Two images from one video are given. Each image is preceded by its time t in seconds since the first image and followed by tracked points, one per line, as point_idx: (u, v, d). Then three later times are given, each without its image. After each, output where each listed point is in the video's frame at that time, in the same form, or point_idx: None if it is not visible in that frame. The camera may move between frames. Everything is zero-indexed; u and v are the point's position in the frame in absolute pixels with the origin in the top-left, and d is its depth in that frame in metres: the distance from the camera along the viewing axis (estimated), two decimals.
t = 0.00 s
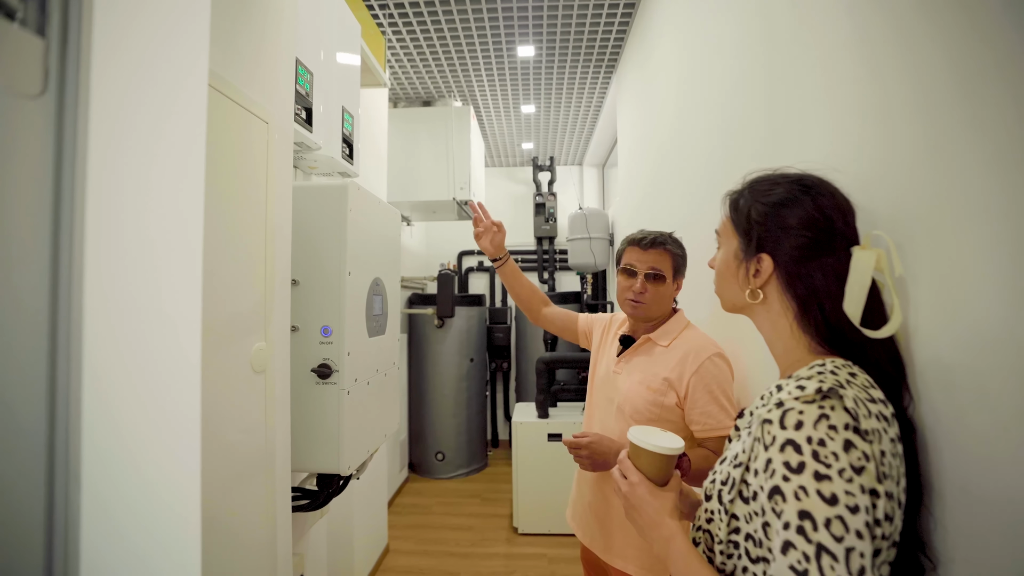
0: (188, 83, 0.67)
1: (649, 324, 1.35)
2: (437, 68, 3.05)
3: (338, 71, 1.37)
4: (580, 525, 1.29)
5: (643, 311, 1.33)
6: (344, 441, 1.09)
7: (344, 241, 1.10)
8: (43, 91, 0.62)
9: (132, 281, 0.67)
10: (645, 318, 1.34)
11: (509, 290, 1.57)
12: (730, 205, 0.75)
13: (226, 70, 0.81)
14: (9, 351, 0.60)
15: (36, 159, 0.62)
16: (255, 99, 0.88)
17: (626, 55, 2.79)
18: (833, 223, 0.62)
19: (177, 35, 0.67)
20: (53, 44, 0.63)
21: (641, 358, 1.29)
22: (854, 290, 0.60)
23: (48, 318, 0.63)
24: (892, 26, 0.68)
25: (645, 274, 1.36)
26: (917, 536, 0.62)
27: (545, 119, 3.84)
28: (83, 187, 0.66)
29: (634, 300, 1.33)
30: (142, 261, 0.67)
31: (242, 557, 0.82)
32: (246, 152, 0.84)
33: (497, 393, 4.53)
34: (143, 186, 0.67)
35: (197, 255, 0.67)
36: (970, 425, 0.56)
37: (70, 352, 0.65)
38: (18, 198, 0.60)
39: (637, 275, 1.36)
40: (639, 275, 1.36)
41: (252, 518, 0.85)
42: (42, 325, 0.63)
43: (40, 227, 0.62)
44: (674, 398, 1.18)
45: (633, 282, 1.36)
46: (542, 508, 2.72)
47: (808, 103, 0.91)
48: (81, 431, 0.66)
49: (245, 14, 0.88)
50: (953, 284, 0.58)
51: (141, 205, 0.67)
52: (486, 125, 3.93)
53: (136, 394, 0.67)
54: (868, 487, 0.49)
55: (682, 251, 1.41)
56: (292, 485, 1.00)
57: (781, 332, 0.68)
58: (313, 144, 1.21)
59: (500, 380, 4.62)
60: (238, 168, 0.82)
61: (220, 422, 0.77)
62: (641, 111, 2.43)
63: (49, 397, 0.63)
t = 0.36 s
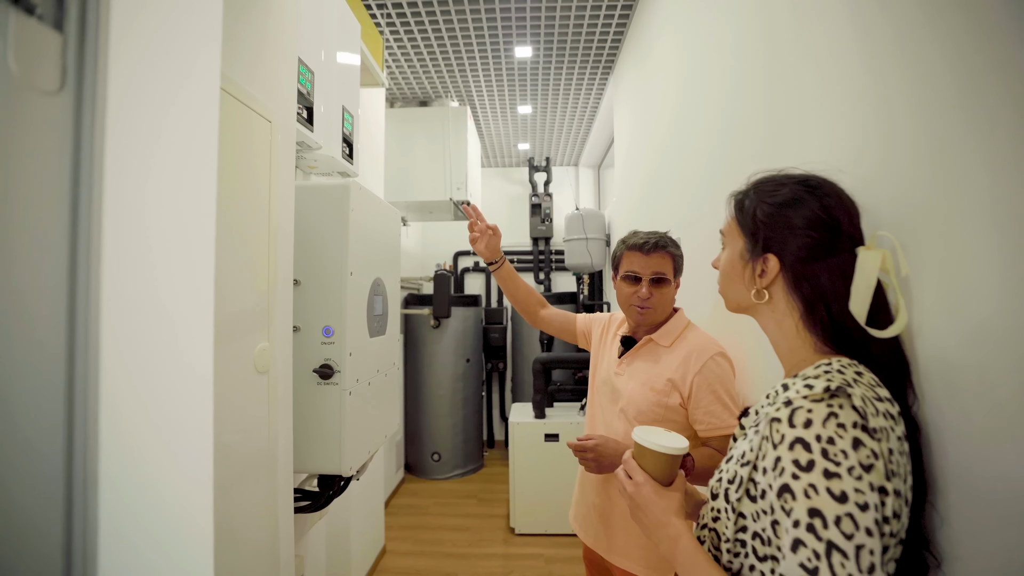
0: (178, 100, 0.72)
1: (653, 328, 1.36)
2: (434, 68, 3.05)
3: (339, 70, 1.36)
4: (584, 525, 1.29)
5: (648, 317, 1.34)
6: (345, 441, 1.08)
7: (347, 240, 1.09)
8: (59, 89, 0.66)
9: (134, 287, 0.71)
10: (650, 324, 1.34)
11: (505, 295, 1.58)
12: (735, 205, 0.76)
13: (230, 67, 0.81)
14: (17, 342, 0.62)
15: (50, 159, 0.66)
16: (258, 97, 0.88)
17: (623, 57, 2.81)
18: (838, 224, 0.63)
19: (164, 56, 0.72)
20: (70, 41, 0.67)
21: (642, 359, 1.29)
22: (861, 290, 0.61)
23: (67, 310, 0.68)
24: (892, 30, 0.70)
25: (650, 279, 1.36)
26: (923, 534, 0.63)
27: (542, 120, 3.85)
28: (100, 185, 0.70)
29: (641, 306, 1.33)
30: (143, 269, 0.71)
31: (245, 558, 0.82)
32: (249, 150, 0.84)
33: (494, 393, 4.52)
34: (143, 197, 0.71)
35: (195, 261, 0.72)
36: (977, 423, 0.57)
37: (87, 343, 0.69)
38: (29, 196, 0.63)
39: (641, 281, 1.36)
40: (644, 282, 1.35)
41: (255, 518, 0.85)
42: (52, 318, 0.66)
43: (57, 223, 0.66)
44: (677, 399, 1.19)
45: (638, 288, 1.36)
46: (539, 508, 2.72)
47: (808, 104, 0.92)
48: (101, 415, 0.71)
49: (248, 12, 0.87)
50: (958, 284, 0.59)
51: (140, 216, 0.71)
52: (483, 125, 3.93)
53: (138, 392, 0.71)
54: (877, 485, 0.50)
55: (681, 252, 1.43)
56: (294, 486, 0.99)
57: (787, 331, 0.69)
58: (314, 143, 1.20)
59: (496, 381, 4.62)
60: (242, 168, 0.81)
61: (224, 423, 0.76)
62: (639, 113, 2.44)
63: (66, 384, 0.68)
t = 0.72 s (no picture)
0: (175, 102, 0.72)
1: (646, 326, 1.37)
2: (430, 68, 3.04)
3: (337, 70, 1.36)
4: (580, 525, 1.30)
5: (642, 314, 1.34)
6: (346, 441, 1.08)
7: (347, 241, 1.09)
8: (76, 89, 0.66)
9: (135, 285, 0.71)
10: (643, 321, 1.35)
11: (503, 299, 1.58)
12: (730, 208, 0.77)
13: (234, 68, 0.81)
14: (33, 344, 0.62)
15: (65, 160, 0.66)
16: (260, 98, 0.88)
17: (619, 58, 2.83)
18: (832, 225, 0.65)
19: (159, 57, 0.72)
20: (86, 41, 0.67)
21: (637, 359, 1.31)
22: (855, 289, 0.62)
23: (82, 312, 0.68)
24: (889, 38, 0.72)
25: (644, 277, 1.37)
26: (917, 531, 0.65)
27: (538, 120, 3.86)
28: (114, 186, 0.70)
29: (634, 303, 1.35)
30: (141, 267, 0.71)
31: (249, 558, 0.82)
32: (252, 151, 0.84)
33: (489, 393, 4.53)
34: (142, 196, 0.71)
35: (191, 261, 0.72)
36: (971, 420, 0.59)
37: (103, 343, 0.69)
38: (45, 198, 0.63)
39: (634, 278, 1.38)
40: (637, 278, 1.37)
41: (259, 518, 0.85)
42: (65, 319, 0.66)
43: (71, 224, 0.66)
44: (672, 397, 1.20)
45: (632, 284, 1.38)
46: (535, 507, 2.73)
47: (808, 108, 0.93)
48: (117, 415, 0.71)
49: (251, 13, 0.87)
50: (953, 285, 0.61)
51: (140, 216, 0.71)
52: (478, 125, 3.93)
53: (139, 389, 0.71)
54: (879, 483, 0.52)
55: (674, 250, 1.45)
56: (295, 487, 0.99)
57: (784, 331, 0.70)
58: (312, 143, 1.20)
59: (491, 380, 4.62)
60: (245, 169, 0.81)
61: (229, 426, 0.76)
62: (634, 114, 2.46)
63: (81, 386, 0.68)
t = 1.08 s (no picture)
0: (174, 103, 0.71)
1: (640, 327, 1.38)
2: (424, 68, 3.04)
3: (331, 69, 1.35)
4: (573, 524, 1.30)
5: (635, 316, 1.35)
6: (340, 442, 1.08)
7: (341, 240, 1.09)
8: (65, 85, 0.65)
9: (132, 285, 0.70)
10: (636, 322, 1.36)
11: (481, 307, 1.57)
12: (725, 207, 0.78)
13: (229, 65, 0.80)
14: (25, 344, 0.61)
15: (54, 157, 0.65)
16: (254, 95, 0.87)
17: (613, 59, 2.84)
18: (825, 224, 0.65)
19: (159, 57, 0.71)
20: (76, 36, 0.66)
21: (631, 359, 1.31)
22: (849, 289, 0.63)
23: (71, 312, 0.67)
24: (886, 40, 0.72)
25: (637, 279, 1.38)
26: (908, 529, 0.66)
27: (532, 120, 3.87)
28: (107, 182, 0.69)
29: (627, 306, 1.36)
30: (140, 265, 0.70)
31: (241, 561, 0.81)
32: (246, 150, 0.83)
33: (482, 393, 4.53)
34: (138, 194, 0.70)
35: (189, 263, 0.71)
36: (962, 418, 0.60)
37: (95, 342, 0.68)
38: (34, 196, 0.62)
39: (627, 281, 1.39)
40: (629, 281, 1.38)
41: (252, 520, 0.84)
42: (53, 318, 0.65)
43: (60, 222, 0.65)
44: (666, 397, 1.21)
45: (625, 288, 1.38)
46: (529, 507, 2.73)
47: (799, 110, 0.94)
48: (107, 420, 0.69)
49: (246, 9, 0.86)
50: (947, 286, 0.62)
51: (139, 215, 0.70)
52: (472, 125, 3.93)
53: (135, 391, 0.70)
54: (870, 482, 0.53)
55: (665, 252, 1.45)
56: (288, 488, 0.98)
57: (778, 330, 0.71)
58: (306, 142, 1.19)
59: (484, 380, 4.62)
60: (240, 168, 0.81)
61: (222, 428, 0.76)
62: (628, 114, 2.47)
63: (71, 387, 0.67)
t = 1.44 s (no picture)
0: (174, 104, 0.70)
1: (635, 327, 1.38)
2: (420, 67, 3.02)
3: (328, 67, 1.34)
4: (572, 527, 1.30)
5: (628, 316, 1.35)
6: (337, 445, 1.06)
7: (339, 241, 1.07)
8: (54, 81, 0.63)
9: (131, 287, 0.69)
10: (632, 323, 1.36)
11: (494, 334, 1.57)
12: (729, 209, 0.78)
13: (226, 62, 0.79)
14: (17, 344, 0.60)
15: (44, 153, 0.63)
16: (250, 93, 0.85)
17: (611, 59, 2.84)
18: (829, 227, 0.65)
19: (160, 57, 0.70)
20: (67, 28, 0.65)
21: (626, 359, 1.31)
22: (853, 292, 0.63)
23: (62, 313, 0.65)
24: (887, 42, 0.72)
25: (629, 279, 1.38)
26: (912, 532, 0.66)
27: (528, 120, 3.86)
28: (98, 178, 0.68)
29: (620, 306, 1.35)
30: (139, 266, 0.69)
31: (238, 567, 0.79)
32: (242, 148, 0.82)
33: (479, 394, 4.51)
34: (137, 194, 0.69)
35: (188, 266, 0.70)
36: (970, 423, 0.60)
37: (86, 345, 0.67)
38: (27, 192, 0.60)
39: (620, 281, 1.39)
40: (622, 281, 1.38)
41: (249, 525, 0.83)
42: (43, 319, 0.63)
43: (52, 221, 0.64)
44: (662, 395, 1.21)
45: (617, 288, 1.38)
46: (526, 507, 2.73)
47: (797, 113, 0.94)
48: (99, 420, 0.69)
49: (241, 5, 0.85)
50: (951, 289, 0.62)
51: (140, 215, 0.69)
52: (468, 124, 3.91)
53: (134, 393, 0.69)
54: (878, 487, 0.53)
55: (660, 254, 1.44)
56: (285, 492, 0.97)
57: (781, 331, 0.71)
58: (303, 141, 1.18)
59: (481, 381, 4.61)
60: (237, 169, 0.79)
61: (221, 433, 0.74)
62: (626, 115, 2.47)
63: (61, 390, 0.65)
